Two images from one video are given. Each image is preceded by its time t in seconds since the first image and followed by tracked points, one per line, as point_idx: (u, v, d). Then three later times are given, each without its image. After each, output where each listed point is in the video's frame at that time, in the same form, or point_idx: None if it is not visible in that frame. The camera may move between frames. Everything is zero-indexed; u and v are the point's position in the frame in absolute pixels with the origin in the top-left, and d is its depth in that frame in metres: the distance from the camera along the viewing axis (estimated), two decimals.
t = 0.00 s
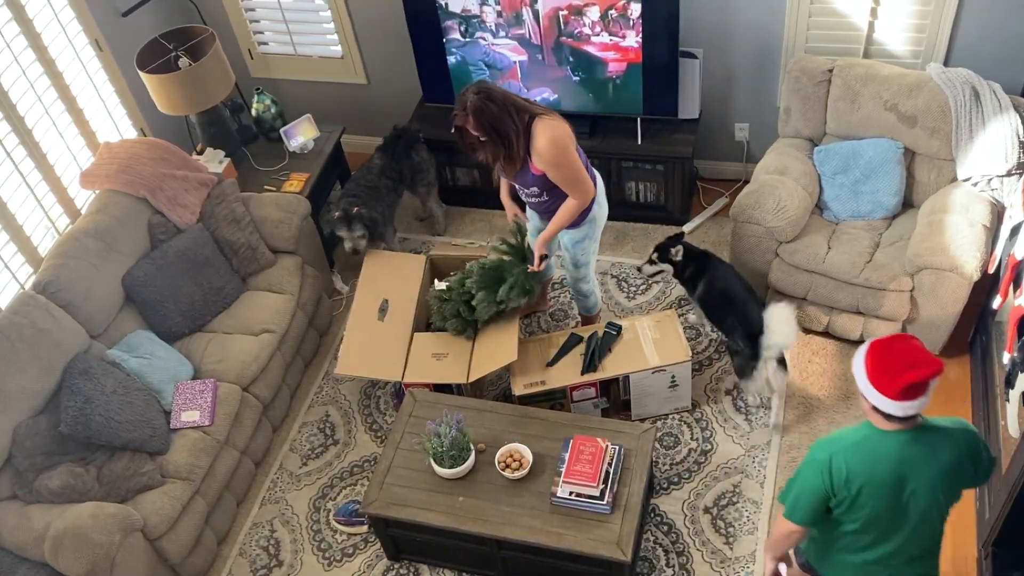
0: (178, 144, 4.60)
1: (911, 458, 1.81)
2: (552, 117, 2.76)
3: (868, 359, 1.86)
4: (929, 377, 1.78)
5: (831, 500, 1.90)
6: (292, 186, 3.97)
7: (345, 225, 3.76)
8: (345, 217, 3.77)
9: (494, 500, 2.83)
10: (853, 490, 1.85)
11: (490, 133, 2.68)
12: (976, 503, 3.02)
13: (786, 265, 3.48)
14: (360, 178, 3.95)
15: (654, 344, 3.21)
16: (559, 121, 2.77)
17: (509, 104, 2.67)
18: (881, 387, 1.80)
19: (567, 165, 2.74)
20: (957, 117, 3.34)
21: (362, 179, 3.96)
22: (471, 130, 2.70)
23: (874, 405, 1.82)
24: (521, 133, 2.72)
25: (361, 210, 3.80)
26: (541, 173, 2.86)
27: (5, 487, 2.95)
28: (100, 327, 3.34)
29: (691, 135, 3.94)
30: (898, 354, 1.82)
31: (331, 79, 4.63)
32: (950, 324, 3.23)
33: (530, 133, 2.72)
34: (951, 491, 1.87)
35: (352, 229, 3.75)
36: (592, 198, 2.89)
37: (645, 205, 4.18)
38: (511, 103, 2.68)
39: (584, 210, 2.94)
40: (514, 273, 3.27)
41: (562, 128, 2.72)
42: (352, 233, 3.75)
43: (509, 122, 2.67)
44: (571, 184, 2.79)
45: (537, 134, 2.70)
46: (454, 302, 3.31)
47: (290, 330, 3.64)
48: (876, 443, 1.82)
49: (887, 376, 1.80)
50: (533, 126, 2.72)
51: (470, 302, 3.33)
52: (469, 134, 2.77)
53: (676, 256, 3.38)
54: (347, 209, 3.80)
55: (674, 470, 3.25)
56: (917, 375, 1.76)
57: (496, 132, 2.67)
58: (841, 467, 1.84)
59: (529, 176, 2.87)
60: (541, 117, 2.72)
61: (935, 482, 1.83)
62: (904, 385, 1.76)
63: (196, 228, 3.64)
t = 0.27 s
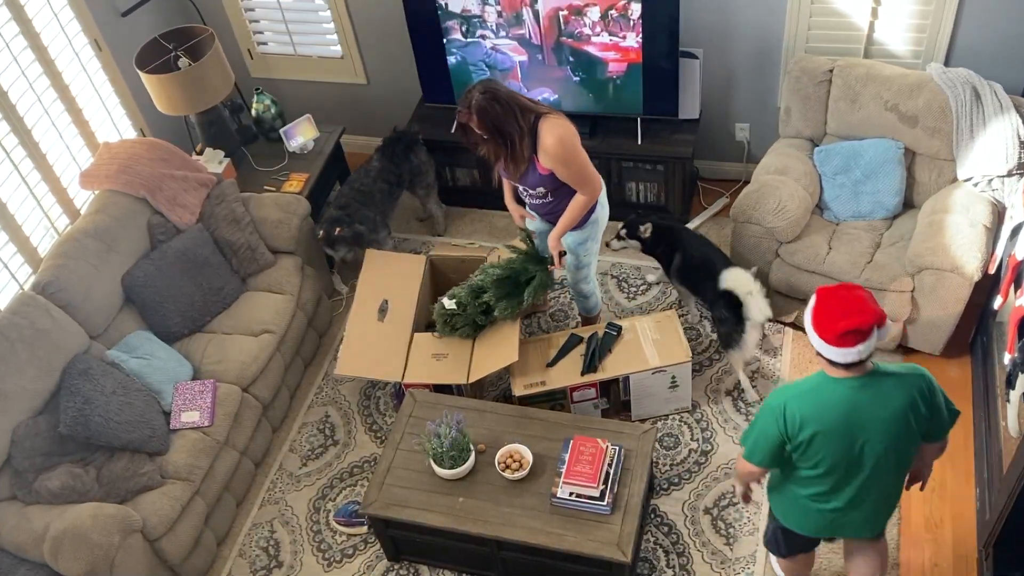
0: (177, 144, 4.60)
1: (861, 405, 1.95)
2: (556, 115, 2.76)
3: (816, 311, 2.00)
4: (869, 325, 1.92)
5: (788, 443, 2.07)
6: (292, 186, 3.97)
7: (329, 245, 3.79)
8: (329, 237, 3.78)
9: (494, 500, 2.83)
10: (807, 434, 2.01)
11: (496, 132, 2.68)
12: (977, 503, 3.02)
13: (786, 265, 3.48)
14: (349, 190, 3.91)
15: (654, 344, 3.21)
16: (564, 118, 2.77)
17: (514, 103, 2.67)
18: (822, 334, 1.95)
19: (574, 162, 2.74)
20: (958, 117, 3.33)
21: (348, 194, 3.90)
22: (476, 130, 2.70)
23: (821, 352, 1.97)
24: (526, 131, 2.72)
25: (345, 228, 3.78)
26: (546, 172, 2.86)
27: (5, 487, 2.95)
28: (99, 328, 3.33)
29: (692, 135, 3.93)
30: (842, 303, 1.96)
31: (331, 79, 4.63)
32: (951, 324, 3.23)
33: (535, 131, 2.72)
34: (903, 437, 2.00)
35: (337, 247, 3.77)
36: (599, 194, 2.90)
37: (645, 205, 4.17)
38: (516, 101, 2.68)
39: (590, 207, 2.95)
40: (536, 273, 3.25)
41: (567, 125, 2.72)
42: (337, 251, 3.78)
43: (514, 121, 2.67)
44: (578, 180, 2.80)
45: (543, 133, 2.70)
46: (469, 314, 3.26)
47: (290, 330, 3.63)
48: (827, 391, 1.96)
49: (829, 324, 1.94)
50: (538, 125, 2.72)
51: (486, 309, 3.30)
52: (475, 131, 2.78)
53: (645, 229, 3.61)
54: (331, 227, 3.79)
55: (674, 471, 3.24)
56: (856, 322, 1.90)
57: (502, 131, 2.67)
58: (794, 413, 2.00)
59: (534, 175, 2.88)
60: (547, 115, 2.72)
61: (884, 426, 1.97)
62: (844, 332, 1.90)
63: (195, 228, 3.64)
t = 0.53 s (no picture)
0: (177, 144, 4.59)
1: (836, 361, 2.00)
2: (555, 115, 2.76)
3: (792, 269, 2.05)
4: (845, 276, 1.97)
5: (769, 399, 2.13)
6: (292, 186, 3.96)
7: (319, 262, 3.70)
8: (318, 254, 3.69)
9: (494, 501, 2.82)
10: (785, 390, 2.06)
11: (495, 133, 2.68)
12: (977, 504, 3.01)
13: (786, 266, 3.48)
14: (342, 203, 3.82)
15: (654, 345, 3.20)
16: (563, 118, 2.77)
17: (513, 103, 2.66)
18: (805, 291, 1.98)
19: (574, 163, 2.73)
20: (958, 117, 3.33)
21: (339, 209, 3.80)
22: (476, 130, 2.70)
23: (801, 309, 2.01)
24: (526, 132, 2.71)
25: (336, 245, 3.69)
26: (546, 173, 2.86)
27: (4, 488, 2.94)
28: (99, 328, 3.33)
29: (692, 135, 3.92)
30: (817, 259, 2.01)
31: (331, 79, 4.63)
32: (951, 324, 3.23)
33: (535, 131, 2.72)
34: (882, 395, 2.05)
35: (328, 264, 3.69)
36: (599, 195, 2.89)
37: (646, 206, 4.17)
38: (516, 101, 2.67)
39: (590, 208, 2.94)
40: (535, 274, 3.27)
41: (567, 126, 2.72)
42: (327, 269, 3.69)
43: (513, 121, 2.66)
44: (578, 181, 2.79)
45: (542, 134, 2.70)
46: (468, 314, 3.26)
47: (290, 330, 3.63)
48: (803, 346, 2.02)
49: (807, 279, 1.99)
50: (537, 125, 2.72)
51: (484, 309, 3.30)
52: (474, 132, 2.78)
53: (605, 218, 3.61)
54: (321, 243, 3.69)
55: (675, 471, 3.24)
56: (832, 275, 1.96)
57: (501, 131, 2.67)
58: (773, 369, 2.06)
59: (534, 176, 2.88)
60: (546, 115, 2.72)
61: (860, 383, 2.02)
62: (823, 285, 1.95)
63: (195, 229, 3.63)
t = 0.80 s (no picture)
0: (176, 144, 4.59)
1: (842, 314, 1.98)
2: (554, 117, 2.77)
3: (793, 229, 2.02)
4: (848, 230, 1.95)
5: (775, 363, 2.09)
6: (292, 187, 3.96)
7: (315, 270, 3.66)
8: (311, 270, 3.64)
9: (494, 502, 2.82)
10: (792, 351, 2.03)
11: (498, 134, 2.66)
12: (978, 505, 3.01)
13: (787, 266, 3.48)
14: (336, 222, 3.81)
15: (654, 345, 3.20)
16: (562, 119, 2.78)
17: (515, 104, 2.66)
18: (813, 249, 1.95)
19: (575, 162, 2.73)
20: (959, 117, 3.32)
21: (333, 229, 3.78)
22: (478, 133, 2.69)
23: (808, 271, 1.98)
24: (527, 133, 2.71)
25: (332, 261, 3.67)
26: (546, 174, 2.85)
27: (3, 489, 2.94)
28: (98, 329, 3.32)
29: (692, 135, 3.92)
30: (817, 217, 1.98)
31: (331, 79, 4.62)
32: (952, 325, 3.22)
33: (536, 133, 2.71)
34: (882, 345, 2.06)
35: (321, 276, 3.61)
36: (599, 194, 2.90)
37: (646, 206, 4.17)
38: (517, 103, 2.67)
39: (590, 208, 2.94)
40: (534, 273, 3.26)
41: (567, 126, 2.72)
42: (320, 285, 3.63)
43: (515, 123, 2.66)
44: (580, 181, 2.80)
45: (544, 134, 2.69)
46: (468, 313, 3.24)
47: (290, 331, 3.63)
48: (808, 304, 1.99)
49: (812, 239, 1.96)
50: (538, 126, 2.71)
51: (484, 310, 3.29)
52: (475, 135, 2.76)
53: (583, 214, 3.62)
54: (314, 261, 3.66)
55: (675, 472, 3.24)
56: (838, 231, 1.93)
57: (504, 133, 2.66)
58: (779, 331, 2.02)
59: (534, 177, 2.87)
60: (546, 116, 2.72)
61: (866, 336, 2.00)
62: (831, 241, 1.92)
63: (194, 229, 3.63)
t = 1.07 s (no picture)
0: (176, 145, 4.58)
1: (843, 274, 2.13)
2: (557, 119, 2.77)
3: (792, 190, 2.14)
4: (845, 188, 2.08)
5: (782, 327, 2.22)
6: (292, 187, 3.95)
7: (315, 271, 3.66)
8: (303, 295, 3.59)
9: (494, 503, 2.81)
10: (801, 314, 2.17)
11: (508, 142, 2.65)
12: (979, 506, 3.00)
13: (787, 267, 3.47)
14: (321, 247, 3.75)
15: (654, 345, 3.19)
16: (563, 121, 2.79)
17: (522, 111, 2.66)
18: (810, 208, 2.08)
19: (583, 161, 2.75)
20: (960, 117, 3.32)
21: (320, 254, 3.72)
22: (489, 143, 2.67)
23: (808, 229, 2.10)
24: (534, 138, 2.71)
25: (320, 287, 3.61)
26: (551, 176, 2.85)
27: (2, 489, 2.93)
28: (97, 329, 3.32)
29: (693, 135, 3.91)
30: (814, 177, 2.11)
31: (331, 80, 4.62)
32: (953, 326, 3.22)
33: (544, 137, 2.71)
34: (878, 298, 2.22)
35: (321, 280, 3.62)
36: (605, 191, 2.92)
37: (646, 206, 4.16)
38: (523, 108, 2.67)
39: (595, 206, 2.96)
40: (532, 267, 3.25)
41: (571, 127, 2.74)
42: (312, 311, 3.58)
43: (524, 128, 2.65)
44: (589, 179, 2.81)
45: (552, 137, 2.70)
46: (468, 308, 3.25)
47: (289, 331, 3.62)
48: (811, 267, 2.13)
49: (811, 198, 2.08)
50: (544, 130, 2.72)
51: (484, 303, 3.28)
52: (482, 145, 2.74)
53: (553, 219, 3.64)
54: (306, 285, 3.62)
55: (675, 473, 3.23)
56: (835, 189, 2.05)
57: (514, 139, 2.65)
58: (786, 294, 2.15)
59: (540, 180, 2.86)
60: (550, 119, 2.73)
61: (864, 290, 2.15)
62: (828, 200, 2.05)
63: (194, 229, 3.62)
